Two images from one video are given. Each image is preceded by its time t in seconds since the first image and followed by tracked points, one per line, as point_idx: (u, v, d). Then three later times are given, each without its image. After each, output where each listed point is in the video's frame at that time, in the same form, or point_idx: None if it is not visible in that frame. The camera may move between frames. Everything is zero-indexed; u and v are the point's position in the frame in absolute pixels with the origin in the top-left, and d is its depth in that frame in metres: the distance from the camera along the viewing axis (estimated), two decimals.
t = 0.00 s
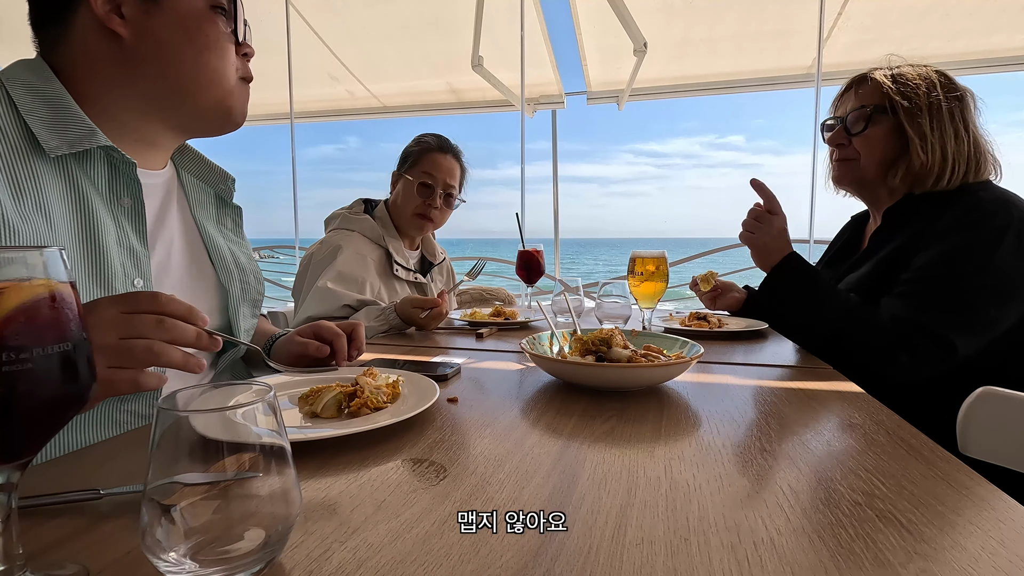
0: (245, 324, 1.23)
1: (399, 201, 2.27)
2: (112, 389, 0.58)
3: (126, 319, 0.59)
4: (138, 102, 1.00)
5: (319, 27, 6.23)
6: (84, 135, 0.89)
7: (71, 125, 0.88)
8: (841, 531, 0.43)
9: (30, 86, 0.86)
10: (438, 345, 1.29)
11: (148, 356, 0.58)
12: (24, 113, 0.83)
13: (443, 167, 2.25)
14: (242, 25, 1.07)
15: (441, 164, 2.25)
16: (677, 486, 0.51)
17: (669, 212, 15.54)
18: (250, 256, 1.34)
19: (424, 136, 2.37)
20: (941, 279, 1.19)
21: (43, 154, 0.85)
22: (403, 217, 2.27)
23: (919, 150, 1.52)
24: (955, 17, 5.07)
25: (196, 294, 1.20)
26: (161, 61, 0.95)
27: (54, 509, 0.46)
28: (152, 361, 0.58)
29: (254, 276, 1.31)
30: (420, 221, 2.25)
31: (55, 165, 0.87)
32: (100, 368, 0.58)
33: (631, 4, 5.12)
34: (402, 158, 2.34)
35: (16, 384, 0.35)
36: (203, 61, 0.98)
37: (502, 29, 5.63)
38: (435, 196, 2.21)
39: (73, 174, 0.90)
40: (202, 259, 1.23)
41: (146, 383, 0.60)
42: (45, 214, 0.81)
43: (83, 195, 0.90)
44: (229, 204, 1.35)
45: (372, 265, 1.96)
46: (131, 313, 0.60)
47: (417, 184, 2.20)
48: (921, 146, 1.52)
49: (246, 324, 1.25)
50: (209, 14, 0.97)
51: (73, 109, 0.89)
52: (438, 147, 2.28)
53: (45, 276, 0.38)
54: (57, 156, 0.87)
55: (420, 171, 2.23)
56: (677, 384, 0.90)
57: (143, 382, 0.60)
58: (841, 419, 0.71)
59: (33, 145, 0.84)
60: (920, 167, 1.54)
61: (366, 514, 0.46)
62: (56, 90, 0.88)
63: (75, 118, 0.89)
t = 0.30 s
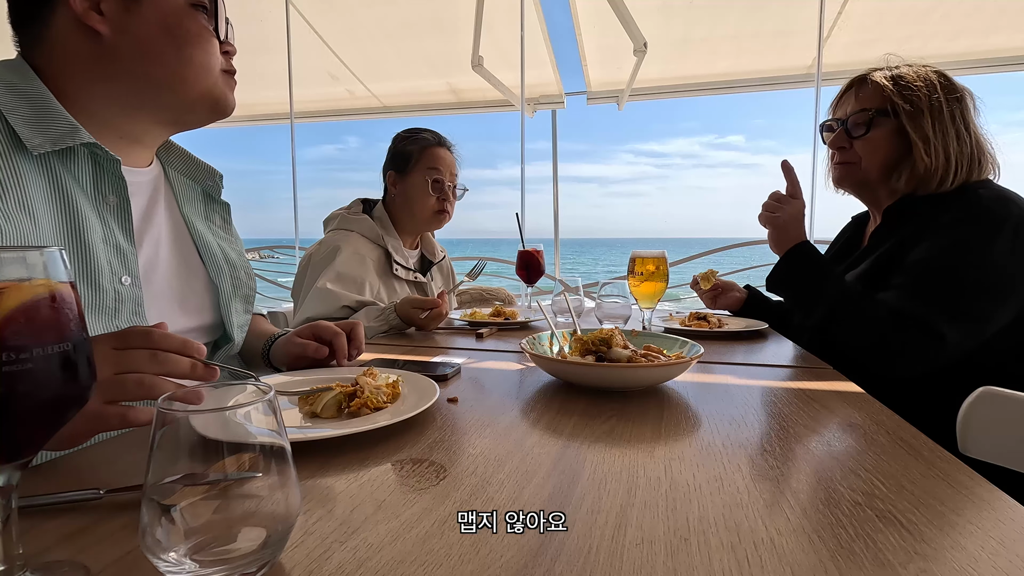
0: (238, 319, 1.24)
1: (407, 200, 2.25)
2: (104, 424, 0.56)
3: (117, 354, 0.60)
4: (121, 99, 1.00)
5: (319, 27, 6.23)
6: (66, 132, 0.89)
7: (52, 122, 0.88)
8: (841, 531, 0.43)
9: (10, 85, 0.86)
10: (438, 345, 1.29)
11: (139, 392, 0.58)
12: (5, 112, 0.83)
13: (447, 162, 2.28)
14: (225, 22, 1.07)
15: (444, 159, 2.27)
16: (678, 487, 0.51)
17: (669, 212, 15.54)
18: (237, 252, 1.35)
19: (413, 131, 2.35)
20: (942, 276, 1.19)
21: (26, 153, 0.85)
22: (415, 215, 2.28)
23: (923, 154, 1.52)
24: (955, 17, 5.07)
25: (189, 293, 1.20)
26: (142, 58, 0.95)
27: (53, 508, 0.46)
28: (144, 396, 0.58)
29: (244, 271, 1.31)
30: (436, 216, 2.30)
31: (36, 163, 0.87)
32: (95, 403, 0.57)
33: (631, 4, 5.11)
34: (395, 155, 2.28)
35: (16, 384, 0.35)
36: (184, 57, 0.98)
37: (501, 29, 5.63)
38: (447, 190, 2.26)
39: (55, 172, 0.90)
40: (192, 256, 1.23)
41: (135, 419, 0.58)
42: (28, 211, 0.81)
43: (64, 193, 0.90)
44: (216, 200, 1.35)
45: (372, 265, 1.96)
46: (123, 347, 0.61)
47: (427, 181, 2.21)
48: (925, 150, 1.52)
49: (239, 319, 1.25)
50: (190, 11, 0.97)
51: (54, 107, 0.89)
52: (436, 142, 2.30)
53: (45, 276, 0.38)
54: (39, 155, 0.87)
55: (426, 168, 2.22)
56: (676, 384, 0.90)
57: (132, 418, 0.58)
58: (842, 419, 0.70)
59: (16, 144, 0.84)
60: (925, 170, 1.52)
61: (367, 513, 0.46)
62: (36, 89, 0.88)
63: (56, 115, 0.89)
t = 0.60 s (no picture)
0: (234, 319, 1.23)
1: (409, 198, 2.25)
2: (98, 432, 0.56)
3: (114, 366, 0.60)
4: (112, 101, 1.00)
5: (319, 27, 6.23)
6: (56, 131, 0.90)
7: (42, 121, 0.89)
8: (841, 531, 0.43)
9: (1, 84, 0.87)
10: (438, 345, 1.29)
11: (135, 398, 0.58)
12: None
13: (442, 155, 2.29)
14: (219, 27, 1.08)
15: (439, 152, 2.28)
16: (677, 487, 0.51)
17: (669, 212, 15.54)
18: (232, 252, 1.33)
19: (401, 126, 2.32)
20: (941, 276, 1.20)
21: (16, 151, 0.86)
22: (421, 211, 2.29)
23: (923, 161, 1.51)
24: (955, 17, 5.07)
25: (182, 293, 1.19)
26: (133, 58, 0.95)
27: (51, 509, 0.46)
28: (141, 402, 0.59)
29: (240, 271, 1.30)
30: (440, 209, 2.33)
31: (25, 160, 0.88)
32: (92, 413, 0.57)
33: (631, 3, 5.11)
34: (389, 154, 2.23)
35: (16, 384, 0.34)
36: (175, 58, 0.98)
37: (501, 29, 5.63)
38: (446, 181, 2.29)
39: (45, 170, 0.90)
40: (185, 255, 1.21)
41: (129, 427, 0.59)
42: (17, 210, 0.81)
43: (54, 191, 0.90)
44: (211, 200, 1.35)
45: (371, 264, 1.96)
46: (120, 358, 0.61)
47: (428, 177, 2.23)
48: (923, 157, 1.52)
49: (235, 319, 1.24)
50: (183, 14, 0.97)
51: (44, 105, 0.89)
52: (428, 137, 2.29)
53: (45, 276, 0.38)
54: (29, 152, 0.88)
55: (425, 165, 2.22)
56: (677, 384, 0.90)
57: (126, 425, 0.58)
58: (841, 419, 0.70)
59: (6, 143, 0.85)
60: (925, 177, 1.50)
61: (367, 514, 0.46)
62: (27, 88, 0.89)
63: (46, 113, 0.89)
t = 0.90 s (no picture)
0: (234, 325, 1.20)
1: (395, 196, 2.26)
2: (97, 426, 0.56)
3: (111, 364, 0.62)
4: (130, 106, 1.01)
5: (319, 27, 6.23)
6: (66, 130, 0.90)
7: (52, 121, 0.89)
8: (841, 531, 0.43)
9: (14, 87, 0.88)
10: (438, 345, 1.29)
11: (130, 392, 0.59)
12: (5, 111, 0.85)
13: (433, 154, 2.27)
14: (231, 37, 1.11)
15: (428, 149, 2.26)
16: (678, 487, 0.51)
17: (669, 211, 15.54)
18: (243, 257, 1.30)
19: (398, 127, 2.35)
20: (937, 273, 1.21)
21: (25, 150, 0.87)
22: (407, 211, 2.28)
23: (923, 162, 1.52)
24: (956, 17, 5.07)
25: (185, 297, 1.17)
26: (155, 65, 0.97)
27: (51, 509, 0.46)
28: (137, 396, 0.59)
29: (245, 277, 1.25)
30: (426, 210, 2.30)
31: (35, 159, 0.88)
32: (93, 409, 0.58)
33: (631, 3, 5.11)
34: (380, 151, 2.27)
35: (16, 384, 0.34)
36: (197, 67, 1.01)
37: (501, 28, 5.62)
38: (434, 180, 2.25)
39: (55, 172, 0.90)
40: (190, 260, 1.19)
41: (128, 421, 0.58)
42: (23, 209, 0.83)
43: (65, 192, 0.90)
44: (219, 205, 1.30)
45: (367, 264, 1.96)
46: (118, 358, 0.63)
47: (413, 174, 2.21)
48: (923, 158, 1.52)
49: (235, 325, 1.21)
50: (204, 25, 1.01)
51: (55, 106, 0.90)
52: (421, 135, 2.28)
53: (45, 277, 0.38)
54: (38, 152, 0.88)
55: (412, 163, 2.22)
56: (677, 384, 0.91)
57: (126, 421, 0.58)
58: (840, 419, 0.71)
59: (16, 142, 0.86)
60: (926, 178, 1.51)
61: (367, 514, 0.46)
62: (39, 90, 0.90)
63: (56, 114, 0.90)
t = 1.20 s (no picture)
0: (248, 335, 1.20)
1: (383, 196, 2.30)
2: (96, 419, 0.56)
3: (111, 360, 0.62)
4: (165, 121, 1.01)
5: (319, 28, 6.23)
6: (101, 141, 0.90)
7: (88, 131, 0.90)
8: (840, 531, 0.43)
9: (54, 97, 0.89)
10: (438, 345, 1.29)
11: (128, 383, 0.59)
12: (43, 120, 0.85)
13: (416, 152, 2.25)
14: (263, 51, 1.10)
15: (414, 148, 2.24)
16: (677, 487, 0.51)
17: (669, 211, 15.54)
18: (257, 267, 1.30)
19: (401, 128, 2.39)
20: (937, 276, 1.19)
21: (60, 160, 0.87)
22: (393, 210, 2.29)
23: (914, 154, 1.52)
24: (956, 17, 5.07)
25: (201, 307, 1.16)
26: (189, 82, 0.97)
27: (54, 509, 0.46)
28: (134, 387, 0.59)
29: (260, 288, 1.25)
30: (408, 207, 2.26)
31: (70, 172, 0.88)
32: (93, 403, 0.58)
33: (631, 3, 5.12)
34: (380, 150, 2.35)
35: (16, 384, 0.35)
36: (230, 85, 1.00)
37: (502, 29, 5.62)
38: (415, 179, 2.22)
39: (88, 184, 0.90)
40: (208, 271, 1.19)
41: (128, 414, 0.57)
42: (53, 218, 0.83)
43: (97, 203, 0.90)
44: (235, 217, 1.30)
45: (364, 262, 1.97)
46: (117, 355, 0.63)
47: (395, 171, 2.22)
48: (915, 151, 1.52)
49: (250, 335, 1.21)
50: (237, 43, 1.00)
51: (90, 116, 0.90)
52: (406, 133, 2.27)
53: (45, 277, 0.38)
54: (74, 162, 0.88)
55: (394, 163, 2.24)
56: (677, 384, 0.90)
57: (125, 414, 0.57)
58: (841, 419, 0.71)
59: (52, 151, 0.86)
60: (915, 173, 1.51)
61: (367, 514, 0.46)
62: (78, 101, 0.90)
63: (92, 124, 0.90)
